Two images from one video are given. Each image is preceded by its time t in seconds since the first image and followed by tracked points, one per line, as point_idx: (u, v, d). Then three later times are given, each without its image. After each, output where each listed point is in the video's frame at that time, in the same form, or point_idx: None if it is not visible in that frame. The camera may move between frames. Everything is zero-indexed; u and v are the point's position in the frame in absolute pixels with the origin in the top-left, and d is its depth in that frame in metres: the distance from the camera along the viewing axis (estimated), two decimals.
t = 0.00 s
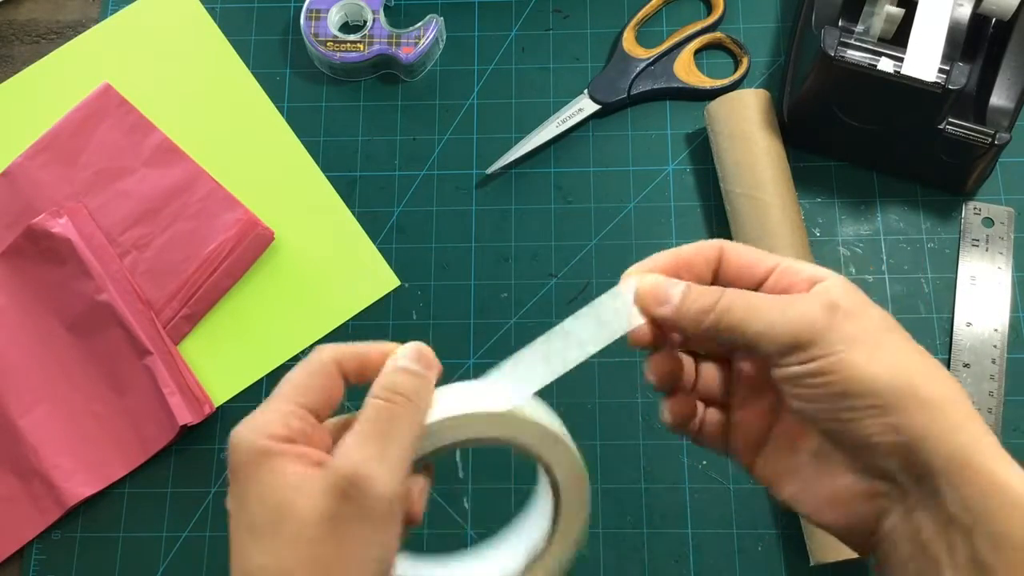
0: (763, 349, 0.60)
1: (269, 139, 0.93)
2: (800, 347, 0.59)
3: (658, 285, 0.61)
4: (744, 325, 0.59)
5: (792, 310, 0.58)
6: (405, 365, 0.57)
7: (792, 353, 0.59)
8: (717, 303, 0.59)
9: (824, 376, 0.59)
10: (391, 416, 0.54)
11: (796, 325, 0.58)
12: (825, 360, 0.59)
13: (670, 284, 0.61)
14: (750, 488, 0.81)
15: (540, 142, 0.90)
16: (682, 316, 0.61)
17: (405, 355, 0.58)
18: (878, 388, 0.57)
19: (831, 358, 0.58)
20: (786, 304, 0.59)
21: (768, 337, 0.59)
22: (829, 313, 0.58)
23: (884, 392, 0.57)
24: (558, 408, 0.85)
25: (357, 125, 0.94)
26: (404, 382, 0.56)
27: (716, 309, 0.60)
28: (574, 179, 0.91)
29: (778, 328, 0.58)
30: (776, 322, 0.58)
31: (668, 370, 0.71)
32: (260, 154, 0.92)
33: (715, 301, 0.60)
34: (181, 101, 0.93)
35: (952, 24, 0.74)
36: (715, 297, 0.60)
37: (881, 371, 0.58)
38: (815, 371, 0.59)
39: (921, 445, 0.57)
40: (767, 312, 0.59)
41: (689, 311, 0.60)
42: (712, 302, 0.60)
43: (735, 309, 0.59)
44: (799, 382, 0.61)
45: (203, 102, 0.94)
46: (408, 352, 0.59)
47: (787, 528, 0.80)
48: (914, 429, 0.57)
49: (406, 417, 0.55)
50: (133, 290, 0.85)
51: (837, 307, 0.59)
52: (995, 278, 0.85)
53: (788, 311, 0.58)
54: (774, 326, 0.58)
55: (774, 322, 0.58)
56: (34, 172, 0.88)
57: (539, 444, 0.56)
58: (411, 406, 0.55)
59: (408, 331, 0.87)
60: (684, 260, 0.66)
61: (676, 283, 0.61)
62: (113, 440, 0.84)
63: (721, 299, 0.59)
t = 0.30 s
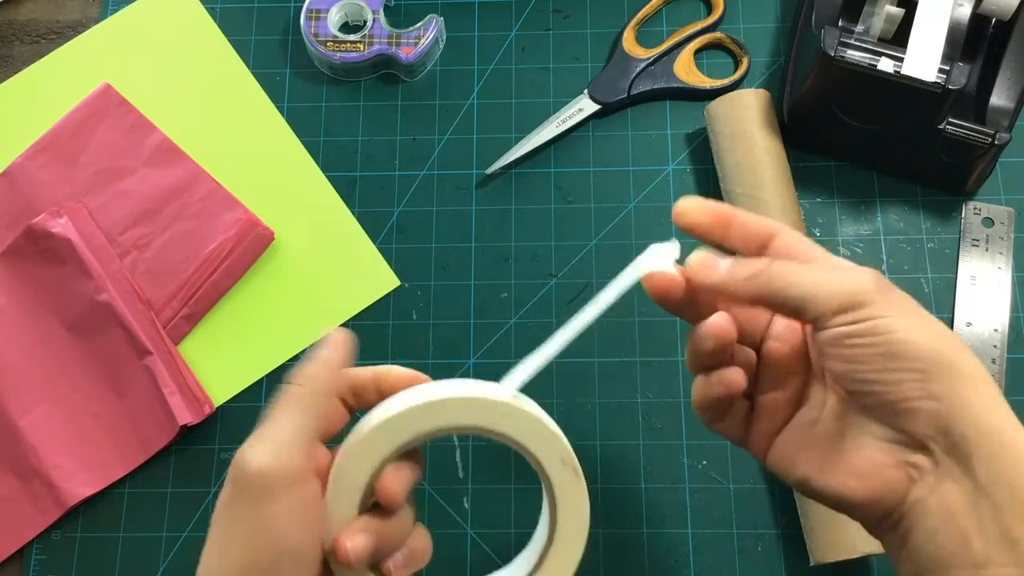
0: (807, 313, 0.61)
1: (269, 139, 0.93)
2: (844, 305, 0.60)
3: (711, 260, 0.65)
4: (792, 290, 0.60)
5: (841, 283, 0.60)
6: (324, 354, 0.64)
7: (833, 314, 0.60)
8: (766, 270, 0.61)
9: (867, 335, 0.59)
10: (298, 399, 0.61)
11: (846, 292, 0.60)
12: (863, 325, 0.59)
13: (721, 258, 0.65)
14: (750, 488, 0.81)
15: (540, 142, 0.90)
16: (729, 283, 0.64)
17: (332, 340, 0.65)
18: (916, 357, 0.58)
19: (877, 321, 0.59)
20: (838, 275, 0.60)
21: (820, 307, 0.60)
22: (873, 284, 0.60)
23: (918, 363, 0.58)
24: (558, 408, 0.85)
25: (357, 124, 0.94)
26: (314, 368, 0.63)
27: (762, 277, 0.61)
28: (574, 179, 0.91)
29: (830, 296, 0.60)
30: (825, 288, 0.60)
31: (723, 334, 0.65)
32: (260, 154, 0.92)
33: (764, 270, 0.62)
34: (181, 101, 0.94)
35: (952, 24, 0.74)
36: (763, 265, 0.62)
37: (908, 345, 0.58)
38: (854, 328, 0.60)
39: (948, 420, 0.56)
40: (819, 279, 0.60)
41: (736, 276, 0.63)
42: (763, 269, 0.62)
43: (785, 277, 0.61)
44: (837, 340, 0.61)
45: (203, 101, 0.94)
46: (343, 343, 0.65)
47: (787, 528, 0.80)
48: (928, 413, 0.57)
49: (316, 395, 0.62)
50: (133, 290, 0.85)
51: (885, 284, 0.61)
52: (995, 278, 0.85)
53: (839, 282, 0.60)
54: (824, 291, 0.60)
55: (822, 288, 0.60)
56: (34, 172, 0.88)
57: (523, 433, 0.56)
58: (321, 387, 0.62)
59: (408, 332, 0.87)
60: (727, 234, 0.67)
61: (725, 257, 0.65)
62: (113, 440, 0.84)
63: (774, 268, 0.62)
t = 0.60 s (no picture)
0: (937, 238, 0.53)
1: (269, 139, 0.93)
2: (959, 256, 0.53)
3: (903, 147, 0.53)
4: (946, 211, 0.53)
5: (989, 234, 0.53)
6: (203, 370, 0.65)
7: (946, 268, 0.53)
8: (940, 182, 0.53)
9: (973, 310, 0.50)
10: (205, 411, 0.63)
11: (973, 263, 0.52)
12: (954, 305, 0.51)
13: (914, 151, 0.53)
14: (750, 488, 0.81)
15: (540, 143, 0.90)
16: (906, 175, 0.53)
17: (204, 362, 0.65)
18: None
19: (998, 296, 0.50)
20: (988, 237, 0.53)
21: (964, 247, 0.53)
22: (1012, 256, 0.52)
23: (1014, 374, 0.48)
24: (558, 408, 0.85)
25: (357, 124, 0.94)
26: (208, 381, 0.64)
27: (931, 188, 0.53)
28: (574, 179, 0.91)
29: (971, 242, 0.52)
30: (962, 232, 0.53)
31: (859, 343, 0.47)
32: (261, 154, 0.92)
33: (937, 186, 0.53)
34: (181, 101, 0.94)
35: (952, 24, 0.74)
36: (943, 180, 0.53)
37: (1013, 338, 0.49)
38: (958, 296, 0.51)
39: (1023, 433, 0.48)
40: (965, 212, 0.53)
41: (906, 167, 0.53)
42: (937, 183, 0.53)
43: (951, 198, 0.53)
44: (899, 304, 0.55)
45: (203, 101, 0.94)
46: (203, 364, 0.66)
47: (787, 528, 0.80)
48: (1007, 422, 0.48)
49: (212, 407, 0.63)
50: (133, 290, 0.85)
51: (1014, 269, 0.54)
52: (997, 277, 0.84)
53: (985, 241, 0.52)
54: (976, 240, 0.52)
55: (963, 226, 0.53)
56: (34, 172, 0.88)
57: (507, 380, 0.58)
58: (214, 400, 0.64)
59: (408, 331, 0.87)
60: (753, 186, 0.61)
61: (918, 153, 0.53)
62: (113, 440, 0.84)
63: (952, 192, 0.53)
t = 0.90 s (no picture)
0: (961, 222, 0.53)
1: (269, 139, 0.93)
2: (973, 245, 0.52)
3: (952, 120, 0.51)
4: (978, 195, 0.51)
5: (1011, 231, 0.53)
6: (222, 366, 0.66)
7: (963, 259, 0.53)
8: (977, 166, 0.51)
9: (980, 303, 0.51)
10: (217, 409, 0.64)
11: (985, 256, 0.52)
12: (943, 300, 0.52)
13: (958, 125, 0.51)
14: (750, 488, 0.81)
15: (540, 143, 0.90)
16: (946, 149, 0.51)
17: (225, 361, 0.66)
18: None
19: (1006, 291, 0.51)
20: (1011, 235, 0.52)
21: (984, 239, 0.52)
22: None
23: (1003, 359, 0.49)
24: (558, 408, 0.85)
25: (357, 124, 0.94)
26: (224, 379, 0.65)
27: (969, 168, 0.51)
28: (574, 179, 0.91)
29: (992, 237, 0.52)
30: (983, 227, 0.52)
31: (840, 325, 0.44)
32: (261, 154, 0.92)
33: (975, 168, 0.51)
34: (181, 101, 0.93)
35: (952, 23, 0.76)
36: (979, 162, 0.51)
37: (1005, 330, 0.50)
38: (969, 289, 0.51)
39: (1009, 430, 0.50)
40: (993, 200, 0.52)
41: (947, 143, 0.50)
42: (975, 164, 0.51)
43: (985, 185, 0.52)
44: (896, 292, 0.55)
45: (203, 101, 0.94)
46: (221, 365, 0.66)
47: (787, 528, 0.80)
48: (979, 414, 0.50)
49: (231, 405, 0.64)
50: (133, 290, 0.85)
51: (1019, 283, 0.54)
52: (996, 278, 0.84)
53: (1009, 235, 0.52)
54: (999, 235, 0.52)
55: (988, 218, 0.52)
56: (35, 172, 0.88)
57: (498, 387, 0.58)
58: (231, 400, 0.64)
59: (408, 332, 0.87)
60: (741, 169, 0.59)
61: (961, 128, 0.51)
62: (113, 439, 0.84)
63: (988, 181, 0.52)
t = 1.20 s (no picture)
0: (955, 199, 0.50)
1: (269, 139, 0.93)
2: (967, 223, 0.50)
3: (950, 93, 0.49)
4: (971, 167, 0.49)
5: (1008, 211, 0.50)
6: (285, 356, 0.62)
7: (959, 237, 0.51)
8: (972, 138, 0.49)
9: (967, 285, 0.50)
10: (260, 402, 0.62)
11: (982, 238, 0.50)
12: (940, 288, 0.51)
13: (958, 97, 0.49)
14: (750, 488, 0.81)
15: (540, 143, 0.90)
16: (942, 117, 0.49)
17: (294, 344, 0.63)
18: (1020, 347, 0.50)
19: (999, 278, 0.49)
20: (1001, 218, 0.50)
21: (976, 219, 0.50)
22: None
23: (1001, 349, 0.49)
24: (559, 408, 0.85)
25: (357, 124, 0.94)
26: (280, 374, 0.61)
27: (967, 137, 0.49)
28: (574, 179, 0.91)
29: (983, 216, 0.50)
30: (981, 209, 0.50)
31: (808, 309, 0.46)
32: (261, 154, 0.92)
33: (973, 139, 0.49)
34: (181, 101, 0.93)
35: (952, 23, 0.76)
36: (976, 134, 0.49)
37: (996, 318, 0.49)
38: (958, 272, 0.50)
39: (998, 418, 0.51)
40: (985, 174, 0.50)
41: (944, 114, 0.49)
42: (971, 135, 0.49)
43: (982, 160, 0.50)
44: (883, 276, 0.55)
45: (203, 101, 0.94)
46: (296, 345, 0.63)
47: (787, 529, 0.80)
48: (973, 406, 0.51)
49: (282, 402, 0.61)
50: (133, 290, 0.85)
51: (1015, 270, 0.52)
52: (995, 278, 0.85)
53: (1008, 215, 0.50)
54: (992, 214, 0.50)
55: (979, 194, 0.50)
56: (35, 172, 0.88)
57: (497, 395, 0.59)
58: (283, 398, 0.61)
59: (407, 332, 0.87)
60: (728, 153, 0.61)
61: (960, 102, 0.49)
62: (113, 439, 0.84)
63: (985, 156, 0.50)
